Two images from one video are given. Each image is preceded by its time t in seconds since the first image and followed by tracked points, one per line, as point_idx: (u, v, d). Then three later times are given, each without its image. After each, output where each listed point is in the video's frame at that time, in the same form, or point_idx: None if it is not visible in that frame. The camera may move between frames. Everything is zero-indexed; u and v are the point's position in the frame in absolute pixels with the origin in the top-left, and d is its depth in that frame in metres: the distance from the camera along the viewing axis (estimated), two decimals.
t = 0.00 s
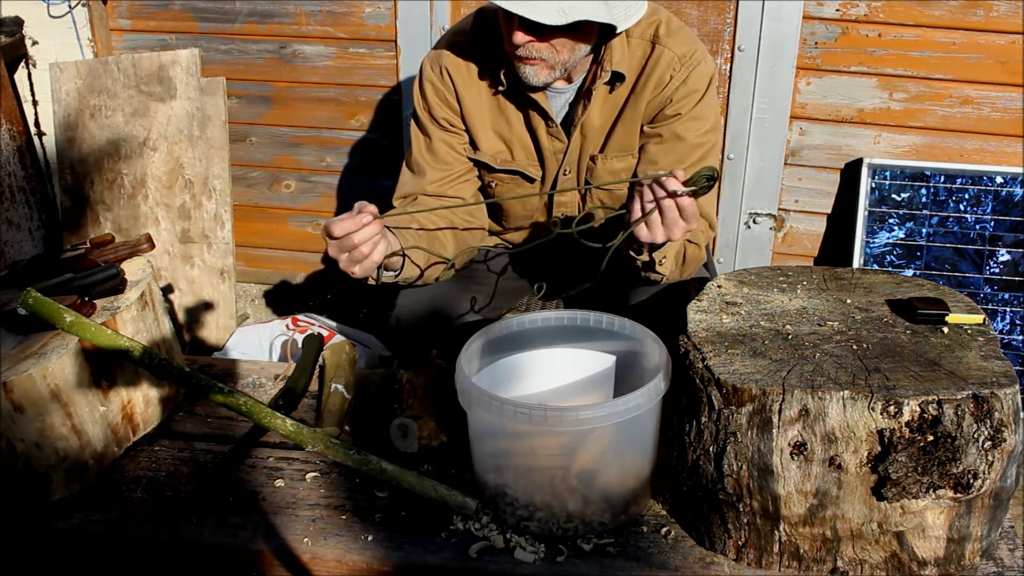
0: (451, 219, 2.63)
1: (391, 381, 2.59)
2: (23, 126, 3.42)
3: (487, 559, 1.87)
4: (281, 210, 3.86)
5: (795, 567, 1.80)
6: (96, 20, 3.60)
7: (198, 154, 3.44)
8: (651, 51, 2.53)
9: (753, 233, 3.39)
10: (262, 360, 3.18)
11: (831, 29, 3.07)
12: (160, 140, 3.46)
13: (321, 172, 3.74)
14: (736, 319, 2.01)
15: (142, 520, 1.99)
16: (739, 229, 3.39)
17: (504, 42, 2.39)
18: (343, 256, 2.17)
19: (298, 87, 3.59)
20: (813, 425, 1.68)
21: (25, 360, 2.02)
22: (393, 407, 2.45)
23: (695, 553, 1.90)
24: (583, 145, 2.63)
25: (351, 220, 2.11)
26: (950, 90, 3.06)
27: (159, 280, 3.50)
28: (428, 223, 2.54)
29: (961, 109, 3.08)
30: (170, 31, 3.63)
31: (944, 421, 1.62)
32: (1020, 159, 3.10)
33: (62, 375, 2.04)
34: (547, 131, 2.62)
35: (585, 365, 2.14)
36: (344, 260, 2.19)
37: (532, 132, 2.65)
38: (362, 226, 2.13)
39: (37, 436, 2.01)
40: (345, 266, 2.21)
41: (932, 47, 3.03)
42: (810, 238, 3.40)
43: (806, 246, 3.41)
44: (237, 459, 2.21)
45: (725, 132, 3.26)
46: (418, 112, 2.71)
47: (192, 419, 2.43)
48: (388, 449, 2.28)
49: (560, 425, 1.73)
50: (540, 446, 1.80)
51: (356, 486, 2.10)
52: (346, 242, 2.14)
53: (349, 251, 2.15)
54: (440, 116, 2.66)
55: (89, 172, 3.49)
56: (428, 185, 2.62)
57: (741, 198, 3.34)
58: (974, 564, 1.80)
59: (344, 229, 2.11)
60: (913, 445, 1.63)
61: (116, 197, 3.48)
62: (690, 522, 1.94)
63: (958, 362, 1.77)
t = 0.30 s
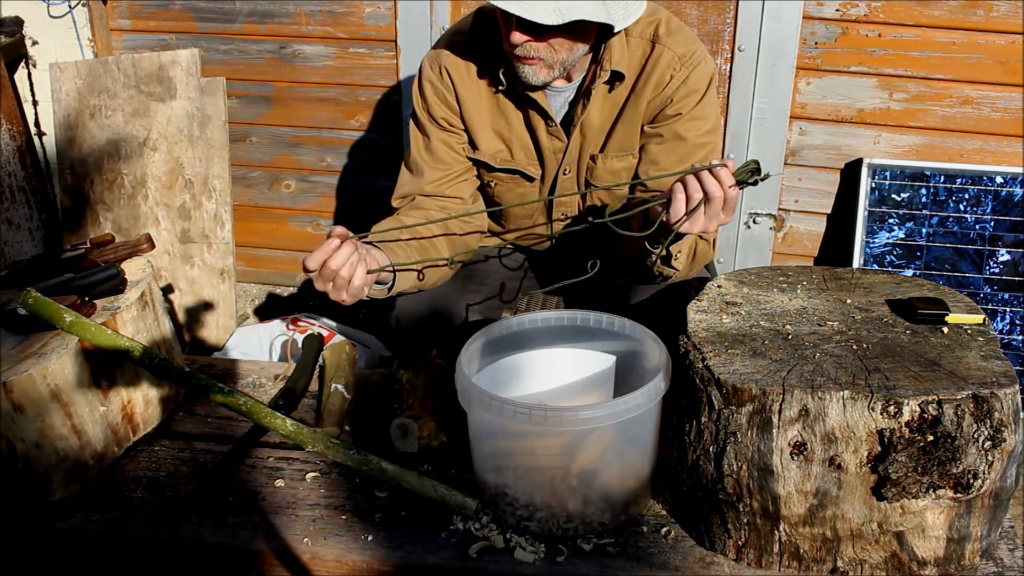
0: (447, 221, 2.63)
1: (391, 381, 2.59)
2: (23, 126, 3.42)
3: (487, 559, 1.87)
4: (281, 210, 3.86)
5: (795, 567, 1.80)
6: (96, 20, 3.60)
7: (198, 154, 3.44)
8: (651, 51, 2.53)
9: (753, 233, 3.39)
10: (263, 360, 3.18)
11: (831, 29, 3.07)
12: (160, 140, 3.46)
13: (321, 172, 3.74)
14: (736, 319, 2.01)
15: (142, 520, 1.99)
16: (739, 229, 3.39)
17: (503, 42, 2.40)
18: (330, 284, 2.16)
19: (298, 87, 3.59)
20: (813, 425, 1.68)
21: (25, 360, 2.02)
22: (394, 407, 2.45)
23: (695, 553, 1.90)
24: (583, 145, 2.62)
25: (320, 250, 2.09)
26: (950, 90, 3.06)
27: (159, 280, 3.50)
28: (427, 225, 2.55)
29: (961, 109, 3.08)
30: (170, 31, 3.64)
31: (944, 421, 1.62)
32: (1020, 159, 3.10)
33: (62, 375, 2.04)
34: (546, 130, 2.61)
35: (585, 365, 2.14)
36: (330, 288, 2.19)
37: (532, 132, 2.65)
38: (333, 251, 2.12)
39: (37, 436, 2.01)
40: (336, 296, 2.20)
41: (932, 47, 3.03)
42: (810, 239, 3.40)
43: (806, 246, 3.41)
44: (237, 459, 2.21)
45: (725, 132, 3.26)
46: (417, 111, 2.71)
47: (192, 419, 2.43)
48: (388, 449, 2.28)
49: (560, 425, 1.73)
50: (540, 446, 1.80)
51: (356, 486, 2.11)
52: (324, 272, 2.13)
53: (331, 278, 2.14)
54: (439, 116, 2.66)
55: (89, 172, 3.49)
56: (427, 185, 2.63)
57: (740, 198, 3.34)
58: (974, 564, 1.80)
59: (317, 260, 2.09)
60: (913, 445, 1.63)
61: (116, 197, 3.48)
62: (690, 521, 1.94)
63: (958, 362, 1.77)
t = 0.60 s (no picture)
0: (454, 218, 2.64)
1: (391, 381, 2.59)
2: (23, 126, 3.42)
3: (487, 559, 1.87)
4: (281, 210, 3.86)
5: (795, 567, 1.80)
6: (96, 20, 3.60)
7: (198, 154, 3.44)
8: (649, 51, 2.53)
9: (753, 233, 3.39)
10: (263, 360, 3.18)
11: (831, 29, 3.07)
12: (160, 140, 3.45)
13: (321, 172, 3.74)
14: (736, 319, 2.01)
15: (142, 520, 1.99)
16: (739, 229, 3.39)
17: (512, 34, 2.42)
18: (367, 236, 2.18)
19: (298, 87, 3.59)
20: (813, 425, 1.68)
21: (25, 360, 2.02)
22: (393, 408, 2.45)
23: (695, 553, 1.90)
24: (582, 145, 2.65)
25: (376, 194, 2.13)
26: (950, 90, 3.06)
27: (159, 280, 3.50)
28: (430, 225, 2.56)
29: (961, 109, 3.08)
30: (170, 31, 3.63)
31: (944, 421, 1.62)
32: (1020, 160, 3.10)
33: (62, 375, 2.04)
34: (546, 131, 2.62)
35: (585, 365, 2.14)
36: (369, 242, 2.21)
37: (531, 132, 2.65)
38: (389, 205, 2.13)
39: (37, 436, 2.01)
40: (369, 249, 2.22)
41: (932, 47, 3.03)
42: (810, 239, 3.40)
43: (806, 246, 3.41)
44: (237, 459, 2.21)
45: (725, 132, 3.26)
46: (417, 112, 2.70)
47: (192, 419, 2.43)
48: (388, 448, 2.28)
49: (560, 425, 1.73)
50: (540, 446, 1.80)
51: (356, 486, 2.11)
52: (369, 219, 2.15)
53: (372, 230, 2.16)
54: (440, 116, 2.65)
55: (89, 172, 3.49)
56: (430, 185, 2.63)
57: (741, 198, 3.34)
58: (974, 564, 1.80)
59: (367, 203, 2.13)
60: (913, 445, 1.63)
61: (116, 197, 3.48)
62: (690, 522, 1.94)
63: (958, 362, 1.77)
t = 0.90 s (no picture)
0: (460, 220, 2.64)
1: (391, 381, 2.60)
2: (23, 126, 3.42)
3: (488, 559, 1.87)
4: (281, 210, 3.86)
5: (795, 567, 1.80)
6: (96, 20, 3.60)
7: (198, 154, 3.44)
8: (648, 49, 2.53)
9: (753, 233, 3.39)
10: (263, 360, 3.18)
11: (831, 29, 3.07)
12: (160, 140, 3.45)
13: (321, 172, 3.74)
14: (736, 319, 2.01)
15: (142, 520, 1.99)
16: (739, 229, 3.39)
17: (522, 31, 2.40)
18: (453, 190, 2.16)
19: (298, 87, 3.59)
20: (813, 425, 1.68)
21: (25, 360, 2.02)
22: (393, 408, 2.45)
23: (695, 553, 1.90)
24: (582, 144, 2.64)
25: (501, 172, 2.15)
26: (950, 90, 3.06)
27: (158, 280, 3.50)
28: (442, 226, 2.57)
29: (961, 109, 3.08)
30: (170, 31, 3.63)
31: (944, 421, 1.62)
32: (1020, 160, 3.11)
33: (62, 375, 2.04)
34: (546, 129, 2.62)
35: (585, 365, 2.14)
36: (452, 192, 2.17)
37: (532, 131, 2.65)
38: (502, 185, 2.16)
39: (37, 436, 2.01)
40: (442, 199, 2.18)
41: (932, 47, 3.03)
42: (810, 238, 3.39)
43: (806, 246, 3.41)
44: (237, 459, 2.21)
45: (725, 132, 3.26)
46: (418, 112, 2.70)
47: (191, 419, 2.43)
48: (388, 448, 2.28)
49: (559, 425, 1.73)
50: (539, 446, 1.80)
51: (356, 486, 2.10)
52: (473, 179, 2.15)
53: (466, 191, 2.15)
54: (441, 115, 2.65)
55: (89, 172, 3.49)
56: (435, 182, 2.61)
57: (741, 198, 3.34)
58: (974, 564, 1.80)
59: (489, 173, 2.14)
60: (913, 445, 1.63)
61: (116, 197, 3.48)
62: (690, 521, 1.94)
63: (958, 362, 1.77)
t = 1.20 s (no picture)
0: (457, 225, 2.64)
1: (391, 381, 2.60)
2: (23, 126, 3.42)
3: (488, 559, 1.87)
4: (281, 210, 3.86)
5: (795, 567, 1.80)
6: (96, 20, 3.60)
7: (198, 154, 3.44)
8: (649, 49, 2.53)
9: (753, 233, 3.39)
10: (263, 360, 3.18)
11: (831, 29, 3.07)
12: (160, 140, 3.46)
13: (321, 172, 3.74)
14: (736, 319, 2.01)
15: (142, 520, 1.99)
16: (739, 229, 3.39)
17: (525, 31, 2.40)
18: (415, 216, 2.26)
19: (298, 87, 3.59)
20: (813, 425, 1.68)
21: (25, 360, 2.02)
22: (393, 408, 2.46)
23: (695, 553, 1.90)
24: (582, 144, 2.64)
25: (467, 204, 2.20)
26: (950, 90, 3.06)
27: (159, 280, 3.50)
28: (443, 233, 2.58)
29: (961, 109, 3.09)
30: (170, 31, 3.64)
31: (944, 421, 1.62)
32: (1020, 160, 3.11)
33: (62, 375, 2.04)
34: (546, 129, 2.61)
35: (585, 365, 2.14)
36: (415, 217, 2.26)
37: (532, 130, 2.64)
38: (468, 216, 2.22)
39: (37, 436, 2.01)
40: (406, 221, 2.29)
41: (932, 47, 3.03)
42: (810, 239, 3.40)
43: (806, 246, 3.41)
44: (237, 459, 2.21)
45: (725, 132, 3.26)
46: (418, 112, 2.70)
47: (191, 419, 2.43)
48: (388, 448, 2.28)
49: (559, 425, 1.73)
50: (540, 446, 1.80)
51: (356, 486, 2.11)
52: (433, 208, 2.22)
53: (427, 218, 2.24)
54: (441, 115, 2.65)
55: (89, 172, 3.49)
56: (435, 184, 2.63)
57: (741, 198, 3.34)
58: (974, 564, 1.80)
59: (452, 205, 2.20)
60: (913, 445, 1.63)
61: (116, 197, 3.49)
62: (690, 522, 1.94)
63: (958, 362, 1.77)
